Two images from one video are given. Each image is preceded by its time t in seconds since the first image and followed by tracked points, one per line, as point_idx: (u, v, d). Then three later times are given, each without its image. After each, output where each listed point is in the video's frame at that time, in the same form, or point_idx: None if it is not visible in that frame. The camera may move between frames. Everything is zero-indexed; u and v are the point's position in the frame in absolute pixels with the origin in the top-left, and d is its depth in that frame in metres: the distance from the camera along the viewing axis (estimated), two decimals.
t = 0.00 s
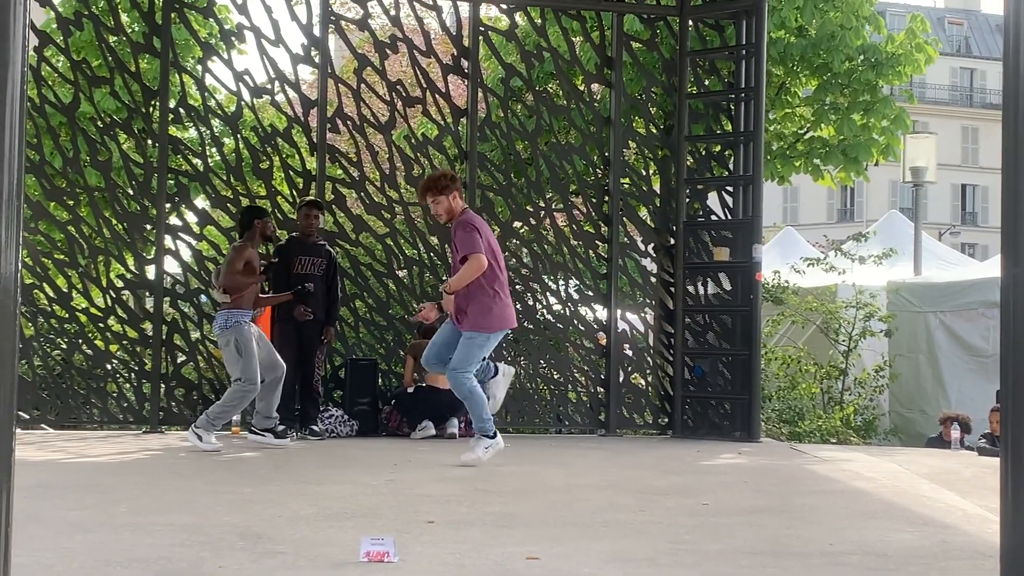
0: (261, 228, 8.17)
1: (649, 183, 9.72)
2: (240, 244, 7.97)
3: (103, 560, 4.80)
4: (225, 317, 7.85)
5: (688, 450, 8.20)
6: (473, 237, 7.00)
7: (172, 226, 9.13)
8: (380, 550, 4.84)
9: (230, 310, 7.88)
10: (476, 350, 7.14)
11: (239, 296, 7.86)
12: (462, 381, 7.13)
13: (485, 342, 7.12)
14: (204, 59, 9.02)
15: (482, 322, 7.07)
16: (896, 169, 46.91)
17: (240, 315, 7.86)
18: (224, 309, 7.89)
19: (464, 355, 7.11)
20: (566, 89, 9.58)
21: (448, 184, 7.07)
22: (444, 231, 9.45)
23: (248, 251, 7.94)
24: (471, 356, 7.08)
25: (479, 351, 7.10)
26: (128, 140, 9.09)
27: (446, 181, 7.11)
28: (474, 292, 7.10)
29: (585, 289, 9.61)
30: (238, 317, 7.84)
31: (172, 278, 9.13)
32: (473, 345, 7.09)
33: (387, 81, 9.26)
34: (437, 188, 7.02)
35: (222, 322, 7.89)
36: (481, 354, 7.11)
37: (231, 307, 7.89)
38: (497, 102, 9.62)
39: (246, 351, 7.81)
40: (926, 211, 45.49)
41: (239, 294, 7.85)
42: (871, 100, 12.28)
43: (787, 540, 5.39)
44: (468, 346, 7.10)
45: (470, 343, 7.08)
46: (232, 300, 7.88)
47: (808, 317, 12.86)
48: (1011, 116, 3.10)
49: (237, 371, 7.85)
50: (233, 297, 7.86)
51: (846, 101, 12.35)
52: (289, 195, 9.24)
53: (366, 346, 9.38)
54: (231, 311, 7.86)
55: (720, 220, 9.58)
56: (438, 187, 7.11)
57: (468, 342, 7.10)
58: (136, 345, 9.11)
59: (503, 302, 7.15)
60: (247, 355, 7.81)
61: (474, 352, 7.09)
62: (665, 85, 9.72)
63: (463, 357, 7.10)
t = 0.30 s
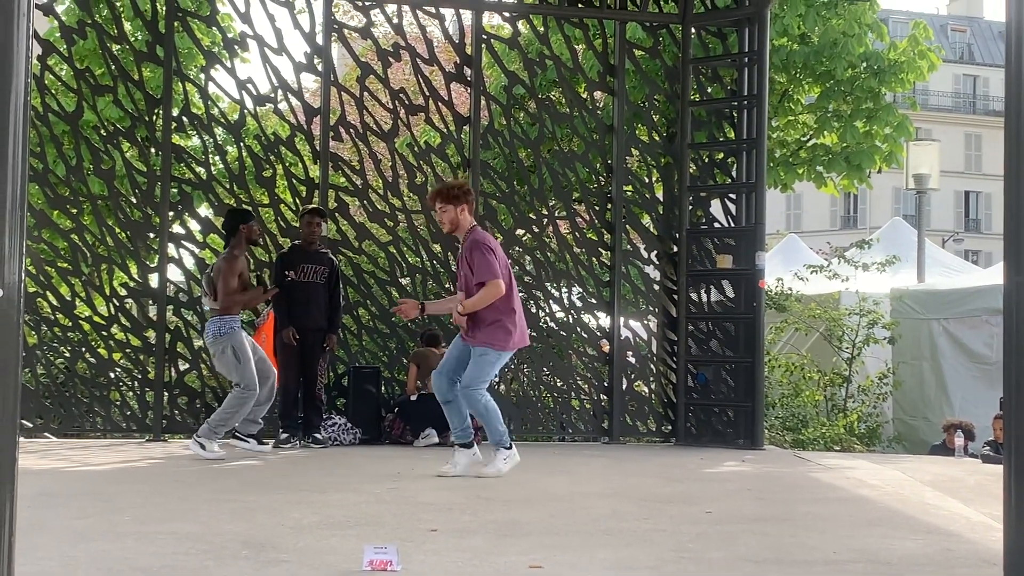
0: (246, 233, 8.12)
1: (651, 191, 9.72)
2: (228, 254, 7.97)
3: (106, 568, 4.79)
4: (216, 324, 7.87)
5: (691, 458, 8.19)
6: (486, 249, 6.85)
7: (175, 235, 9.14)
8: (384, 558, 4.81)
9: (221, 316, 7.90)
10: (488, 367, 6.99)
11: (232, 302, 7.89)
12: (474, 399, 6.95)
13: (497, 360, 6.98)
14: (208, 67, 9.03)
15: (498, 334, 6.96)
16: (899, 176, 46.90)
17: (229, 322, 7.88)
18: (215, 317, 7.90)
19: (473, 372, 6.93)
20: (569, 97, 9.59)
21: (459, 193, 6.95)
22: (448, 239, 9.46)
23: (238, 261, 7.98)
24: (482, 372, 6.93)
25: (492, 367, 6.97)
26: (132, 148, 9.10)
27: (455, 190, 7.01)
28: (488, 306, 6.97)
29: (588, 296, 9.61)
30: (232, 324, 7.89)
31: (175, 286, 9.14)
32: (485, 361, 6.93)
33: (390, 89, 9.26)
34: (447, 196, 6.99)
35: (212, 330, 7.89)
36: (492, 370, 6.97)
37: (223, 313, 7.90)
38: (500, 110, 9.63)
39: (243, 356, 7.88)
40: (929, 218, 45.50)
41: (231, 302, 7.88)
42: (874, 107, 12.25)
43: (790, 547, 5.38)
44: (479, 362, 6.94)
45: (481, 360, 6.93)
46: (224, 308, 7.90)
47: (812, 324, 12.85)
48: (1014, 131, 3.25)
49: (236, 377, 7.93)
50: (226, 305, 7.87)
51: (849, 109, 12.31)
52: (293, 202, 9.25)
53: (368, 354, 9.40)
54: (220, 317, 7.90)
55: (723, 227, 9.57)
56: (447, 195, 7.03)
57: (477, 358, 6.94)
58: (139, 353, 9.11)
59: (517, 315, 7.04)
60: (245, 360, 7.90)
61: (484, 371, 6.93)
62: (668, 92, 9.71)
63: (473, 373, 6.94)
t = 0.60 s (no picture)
0: (241, 234, 8.06)
1: (653, 196, 9.73)
2: (220, 253, 7.89)
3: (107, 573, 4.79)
4: (210, 324, 7.80)
5: (694, 463, 8.19)
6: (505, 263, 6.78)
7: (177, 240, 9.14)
8: (386, 563, 4.80)
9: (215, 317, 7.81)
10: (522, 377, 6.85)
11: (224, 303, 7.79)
12: (519, 412, 6.80)
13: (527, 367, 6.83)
14: (209, 73, 9.04)
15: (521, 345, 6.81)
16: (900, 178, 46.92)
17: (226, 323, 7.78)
18: (208, 317, 7.81)
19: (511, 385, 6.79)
20: (570, 102, 9.59)
21: (457, 215, 6.77)
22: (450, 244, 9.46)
23: (230, 261, 7.91)
24: (518, 386, 6.80)
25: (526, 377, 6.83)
26: (134, 154, 9.10)
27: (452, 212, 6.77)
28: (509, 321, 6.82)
29: (590, 301, 9.62)
30: (223, 323, 7.78)
31: (177, 291, 9.15)
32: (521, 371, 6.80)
33: (392, 94, 9.26)
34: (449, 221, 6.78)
35: (205, 327, 7.81)
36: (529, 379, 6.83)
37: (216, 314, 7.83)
38: (502, 116, 9.63)
39: (230, 355, 7.77)
40: (931, 221, 45.48)
41: (220, 305, 7.79)
42: (875, 112, 12.24)
43: (792, 552, 5.38)
44: (512, 374, 6.80)
45: (514, 371, 6.79)
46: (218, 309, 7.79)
47: (813, 328, 12.86)
48: (1015, 136, 3.29)
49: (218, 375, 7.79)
50: (218, 308, 7.79)
51: (850, 113, 12.33)
52: (295, 208, 9.25)
53: (370, 359, 9.40)
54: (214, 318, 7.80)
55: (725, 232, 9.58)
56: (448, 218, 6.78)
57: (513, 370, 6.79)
58: (141, 359, 9.12)
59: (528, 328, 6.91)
60: (229, 359, 7.76)
61: (522, 381, 6.80)
62: (669, 97, 9.72)
63: (511, 388, 6.80)
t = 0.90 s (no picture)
0: (238, 230, 8.08)
1: (653, 196, 9.72)
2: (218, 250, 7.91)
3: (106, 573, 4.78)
4: (212, 317, 7.81)
5: (694, 462, 8.18)
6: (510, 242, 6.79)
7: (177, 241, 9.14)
8: (385, 562, 4.80)
9: (221, 311, 7.82)
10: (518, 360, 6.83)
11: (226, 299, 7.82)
12: (506, 394, 6.81)
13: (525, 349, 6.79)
14: (209, 73, 9.04)
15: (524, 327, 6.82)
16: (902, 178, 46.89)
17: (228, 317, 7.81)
18: (215, 311, 7.81)
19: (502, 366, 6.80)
20: (571, 102, 9.59)
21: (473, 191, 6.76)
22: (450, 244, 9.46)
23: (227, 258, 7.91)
24: (511, 367, 6.78)
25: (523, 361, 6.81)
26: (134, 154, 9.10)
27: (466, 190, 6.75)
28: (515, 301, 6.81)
29: (590, 301, 9.63)
30: (223, 316, 7.81)
31: (177, 292, 9.15)
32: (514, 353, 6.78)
33: (393, 94, 9.25)
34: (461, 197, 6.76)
35: (207, 321, 7.85)
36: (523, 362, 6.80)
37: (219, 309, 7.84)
38: (502, 116, 9.62)
39: (228, 350, 7.77)
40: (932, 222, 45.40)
41: (218, 301, 7.81)
42: (876, 111, 12.23)
43: (793, 551, 5.38)
44: (506, 355, 6.80)
45: (508, 351, 6.79)
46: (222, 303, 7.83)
47: (814, 328, 12.86)
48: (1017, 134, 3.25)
49: (216, 369, 7.78)
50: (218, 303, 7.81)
51: (851, 113, 12.31)
52: (295, 208, 9.25)
53: (371, 359, 9.39)
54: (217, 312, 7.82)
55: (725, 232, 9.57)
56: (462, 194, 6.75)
57: (506, 351, 6.79)
58: (141, 359, 9.11)
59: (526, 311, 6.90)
60: (229, 354, 7.77)
61: (514, 363, 6.78)
62: (670, 97, 9.71)
63: (502, 369, 6.81)
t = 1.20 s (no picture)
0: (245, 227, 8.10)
1: (653, 194, 9.71)
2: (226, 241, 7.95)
3: (105, 569, 4.78)
4: (216, 309, 7.84)
5: (694, 460, 8.19)
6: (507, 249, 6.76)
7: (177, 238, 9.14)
8: (384, 559, 4.79)
9: (222, 303, 7.87)
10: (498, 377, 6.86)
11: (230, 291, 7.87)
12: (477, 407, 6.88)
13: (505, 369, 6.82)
14: (209, 70, 9.04)
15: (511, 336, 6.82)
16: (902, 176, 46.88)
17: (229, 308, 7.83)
18: (217, 302, 7.85)
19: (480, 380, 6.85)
20: (571, 100, 9.59)
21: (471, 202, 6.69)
22: (450, 242, 9.46)
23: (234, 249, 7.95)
24: (487, 382, 6.82)
25: (501, 379, 6.84)
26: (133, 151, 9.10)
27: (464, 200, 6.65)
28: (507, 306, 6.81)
29: (590, 298, 9.65)
30: (227, 310, 7.83)
31: (177, 289, 9.15)
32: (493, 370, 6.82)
33: (393, 92, 9.24)
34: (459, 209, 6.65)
35: (211, 313, 7.84)
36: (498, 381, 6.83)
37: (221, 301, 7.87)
38: (502, 113, 9.61)
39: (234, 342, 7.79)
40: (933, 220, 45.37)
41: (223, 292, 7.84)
42: (876, 110, 12.23)
43: (791, 548, 5.38)
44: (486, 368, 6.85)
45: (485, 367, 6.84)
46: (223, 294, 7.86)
47: (814, 326, 12.87)
48: (1015, 133, 3.24)
49: (223, 363, 7.80)
50: (222, 294, 7.84)
51: (851, 111, 12.30)
52: (294, 205, 9.25)
53: (371, 356, 9.40)
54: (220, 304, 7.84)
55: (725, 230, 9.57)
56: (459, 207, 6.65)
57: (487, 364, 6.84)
58: (141, 356, 9.11)
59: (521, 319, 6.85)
60: (234, 347, 7.78)
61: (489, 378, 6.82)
62: (669, 94, 9.71)
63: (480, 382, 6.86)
